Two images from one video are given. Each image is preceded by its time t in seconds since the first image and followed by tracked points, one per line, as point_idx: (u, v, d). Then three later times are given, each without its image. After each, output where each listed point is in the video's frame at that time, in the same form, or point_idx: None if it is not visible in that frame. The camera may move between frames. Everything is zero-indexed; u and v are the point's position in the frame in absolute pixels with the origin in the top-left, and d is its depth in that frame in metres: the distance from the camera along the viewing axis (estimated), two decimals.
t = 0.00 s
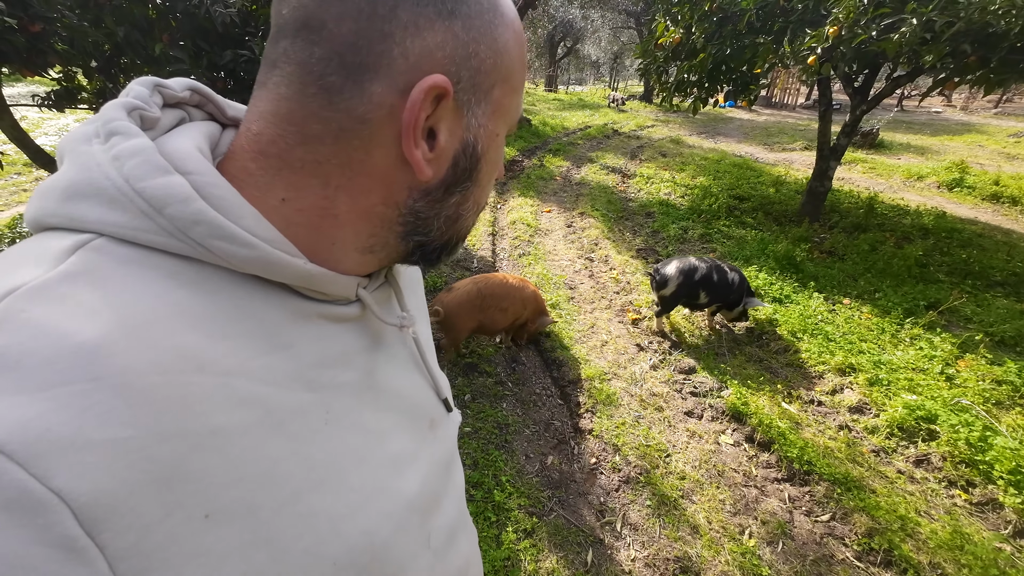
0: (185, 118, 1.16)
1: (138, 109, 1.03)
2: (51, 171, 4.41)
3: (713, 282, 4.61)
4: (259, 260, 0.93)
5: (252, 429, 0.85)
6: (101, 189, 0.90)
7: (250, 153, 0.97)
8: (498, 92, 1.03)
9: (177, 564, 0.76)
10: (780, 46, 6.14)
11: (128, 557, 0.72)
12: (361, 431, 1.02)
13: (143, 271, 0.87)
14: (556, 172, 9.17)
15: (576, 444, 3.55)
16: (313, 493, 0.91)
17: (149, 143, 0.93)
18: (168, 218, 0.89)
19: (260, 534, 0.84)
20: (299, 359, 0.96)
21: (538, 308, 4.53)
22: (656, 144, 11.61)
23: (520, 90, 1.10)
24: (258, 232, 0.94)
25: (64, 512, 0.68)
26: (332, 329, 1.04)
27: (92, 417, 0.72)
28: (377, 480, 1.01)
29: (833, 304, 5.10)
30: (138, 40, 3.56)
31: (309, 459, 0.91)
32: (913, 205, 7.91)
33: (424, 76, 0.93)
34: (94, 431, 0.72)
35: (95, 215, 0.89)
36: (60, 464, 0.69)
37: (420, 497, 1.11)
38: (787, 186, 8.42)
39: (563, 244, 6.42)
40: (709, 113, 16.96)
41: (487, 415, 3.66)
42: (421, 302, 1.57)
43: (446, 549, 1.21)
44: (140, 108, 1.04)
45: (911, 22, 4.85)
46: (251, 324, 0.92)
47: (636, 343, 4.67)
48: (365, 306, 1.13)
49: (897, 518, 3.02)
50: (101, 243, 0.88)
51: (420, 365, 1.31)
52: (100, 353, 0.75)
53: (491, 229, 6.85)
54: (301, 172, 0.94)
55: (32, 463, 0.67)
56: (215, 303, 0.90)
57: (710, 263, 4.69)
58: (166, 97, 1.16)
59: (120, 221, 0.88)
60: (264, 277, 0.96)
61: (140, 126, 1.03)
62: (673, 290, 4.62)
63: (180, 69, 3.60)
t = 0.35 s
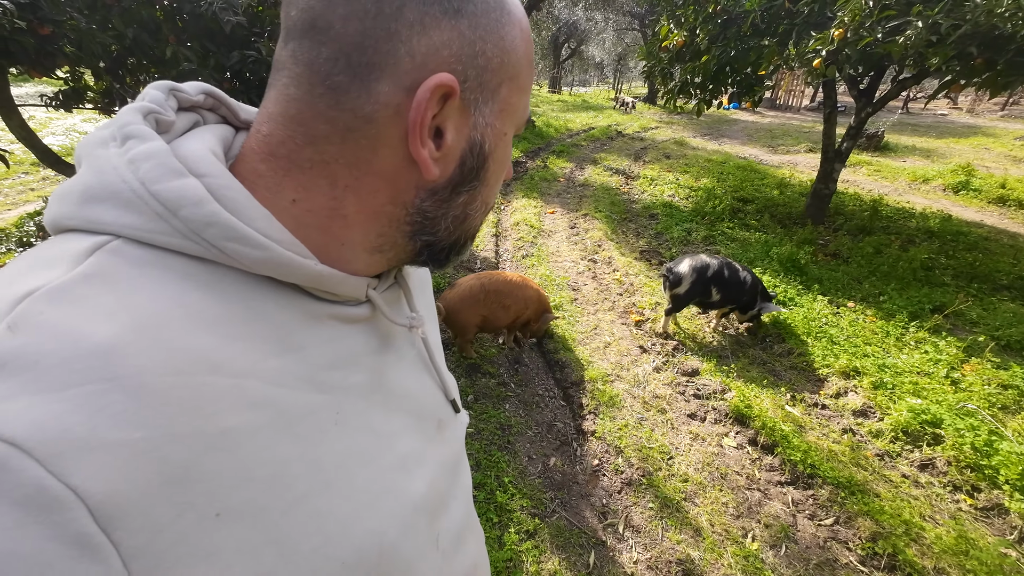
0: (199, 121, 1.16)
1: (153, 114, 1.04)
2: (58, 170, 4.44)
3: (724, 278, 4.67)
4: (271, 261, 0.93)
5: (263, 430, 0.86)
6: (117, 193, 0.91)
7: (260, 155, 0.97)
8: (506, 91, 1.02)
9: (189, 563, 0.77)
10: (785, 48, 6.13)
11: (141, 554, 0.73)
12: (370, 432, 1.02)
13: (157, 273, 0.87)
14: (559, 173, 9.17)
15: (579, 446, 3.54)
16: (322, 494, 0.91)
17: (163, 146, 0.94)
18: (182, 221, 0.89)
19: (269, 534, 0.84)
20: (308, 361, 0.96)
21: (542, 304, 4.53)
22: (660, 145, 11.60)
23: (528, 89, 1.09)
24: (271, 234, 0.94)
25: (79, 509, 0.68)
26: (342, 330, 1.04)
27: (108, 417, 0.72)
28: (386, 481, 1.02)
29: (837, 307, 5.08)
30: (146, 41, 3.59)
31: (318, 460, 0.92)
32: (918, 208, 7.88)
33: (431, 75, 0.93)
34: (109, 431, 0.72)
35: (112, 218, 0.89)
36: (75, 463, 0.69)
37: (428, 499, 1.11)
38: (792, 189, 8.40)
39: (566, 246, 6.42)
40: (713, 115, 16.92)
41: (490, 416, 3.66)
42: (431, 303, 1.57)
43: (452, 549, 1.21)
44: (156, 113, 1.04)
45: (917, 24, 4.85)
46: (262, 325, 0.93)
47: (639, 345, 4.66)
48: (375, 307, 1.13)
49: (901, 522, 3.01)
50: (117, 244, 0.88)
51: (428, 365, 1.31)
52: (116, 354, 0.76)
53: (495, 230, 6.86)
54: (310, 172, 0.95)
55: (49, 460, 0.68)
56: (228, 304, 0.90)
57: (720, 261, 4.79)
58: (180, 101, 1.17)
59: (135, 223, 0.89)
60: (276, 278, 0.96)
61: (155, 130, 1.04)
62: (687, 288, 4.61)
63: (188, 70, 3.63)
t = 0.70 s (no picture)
0: (211, 114, 1.15)
1: (165, 106, 1.03)
2: (62, 170, 4.46)
3: (731, 279, 4.69)
4: (279, 255, 0.93)
5: (266, 422, 0.86)
6: (127, 183, 0.90)
7: (268, 148, 0.97)
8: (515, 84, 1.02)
9: (191, 553, 0.76)
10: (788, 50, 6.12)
11: (145, 543, 0.72)
12: (372, 428, 1.02)
13: (164, 264, 0.87)
14: (561, 174, 9.17)
15: (579, 447, 3.53)
16: (324, 487, 0.91)
17: (174, 137, 0.93)
18: (191, 212, 0.88)
19: (271, 526, 0.84)
20: (313, 355, 0.96)
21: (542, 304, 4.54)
22: (662, 147, 11.59)
23: (537, 82, 1.09)
24: (278, 227, 0.93)
25: (84, 496, 0.68)
26: (347, 325, 1.04)
27: (113, 405, 0.72)
28: (387, 477, 1.01)
29: (839, 309, 5.07)
30: (149, 40, 3.60)
31: (320, 453, 0.91)
32: (920, 210, 7.85)
33: (438, 67, 0.92)
34: (114, 419, 0.72)
35: (121, 208, 0.89)
36: (80, 449, 0.69)
37: (429, 496, 1.11)
38: (794, 190, 8.38)
39: (568, 247, 6.41)
40: (715, 117, 16.92)
41: (491, 416, 3.65)
42: (437, 300, 1.56)
43: (453, 546, 1.20)
44: (168, 104, 1.04)
45: (920, 25, 4.85)
46: (266, 319, 0.92)
47: (640, 346, 4.64)
48: (381, 303, 1.13)
49: (904, 525, 2.99)
50: (126, 235, 0.87)
51: (432, 362, 1.31)
52: (123, 343, 0.76)
53: (496, 230, 6.86)
54: (317, 165, 0.95)
55: (55, 446, 0.67)
56: (234, 297, 0.90)
57: (727, 261, 4.82)
58: (193, 93, 1.16)
59: (143, 213, 0.88)
60: (283, 271, 0.95)
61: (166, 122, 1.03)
62: (697, 289, 4.62)
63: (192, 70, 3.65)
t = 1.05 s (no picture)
0: (242, 121, 1.17)
1: (201, 114, 1.05)
2: (66, 170, 4.47)
3: (735, 281, 4.74)
4: (309, 259, 0.95)
5: (294, 421, 0.87)
6: (165, 189, 0.93)
7: (296, 156, 0.98)
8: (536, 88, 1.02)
9: (225, 547, 0.77)
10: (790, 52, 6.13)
11: (182, 536, 0.73)
12: (394, 428, 1.03)
13: (199, 266, 0.89)
14: (563, 176, 9.18)
15: (584, 448, 3.54)
16: (349, 486, 0.91)
17: (210, 146, 0.96)
18: (225, 217, 0.91)
19: (299, 523, 0.84)
20: (338, 357, 0.97)
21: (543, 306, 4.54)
22: (663, 148, 11.60)
23: (558, 83, 1.09)
24: (307, 232, 0.96)
25: (127, 489, 0.69)
26: (370, 326, 1.05)
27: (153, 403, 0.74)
28: (409, 477, 1.02)
29: (842, 311, 5.08)
30: (155, 43, 3.63)
31: (345, 453, 0.92)
32: (921, 211, 7.87)
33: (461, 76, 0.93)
34: (153, 417, 0.74)
35: (159, 213, 0.92)
36: (122, 445, 0.70)
37: (449, 497, 1.11)
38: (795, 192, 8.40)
39: (570, 248, 6.42)
40: (716, 118, 16.95)
41: (496, 418, 3.65)
42: (456, 302, 1.57)
43: (471, 547, 1.21)
44: (203, 113, 1.05)
45: (922, 28, 4.87)
46: (293, 321, 0.94)
47: (643, 347, 4.65)
48: (402, 305, 1.14)
49: (909, 527, 2.99)
50: (164, 239, 0.91)
51: (451, 364, 1.32)
52: (162, 343, 0.78)
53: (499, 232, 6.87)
54: (345, 175, 0.96)
55: (102, 443, 0.69)
56: (264, 298, 0.92)
57: (732, 264, 4.86)
58: (226, 103, 1.17)
59: (182, 219, 0.91)
60: (312, 274, 0.98)
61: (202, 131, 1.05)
62: (705, 291, 4.65)
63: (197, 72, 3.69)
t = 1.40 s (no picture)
0: (258, 125, 1.24)
1: (217, 116, 1.11)
2: (64, 172, 4.47)
3: (737, 284, 4.76)
4: (314, 247, 1.00)
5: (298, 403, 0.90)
6: (181, 182, 0.97)
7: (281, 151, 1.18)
8: (420, 43, 0.96)
9: (228, 517, 0.79)
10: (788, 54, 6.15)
11: (188, 503, 0.75)
12: (397, 417, 1.05)
13: (211, 254, 0.92)
14: (562, 176, 9.20)
15: (584, 448, 3.55)
16: (350, 469, 0.93)
17: (221, 142, 1.01)
18: (234, 207, 0.95)
19: (299, 500, 0.86)
20: (342, 345, 1.01)
21: (544, 308, 4.63)
22: (662, 149, 11.62)
23: (468, 33, 0.98)
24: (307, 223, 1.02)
25: (138, 454, 0.72)
26: (375, 317, 1.11)
27: (164, 376, 0.77)
28: (412, 465, 1.04)
29: (840, 311, 5.10)
30: (154, 45, 3.69)
31: (347, 437, 0.95)
32: (919, 212, 7.90)
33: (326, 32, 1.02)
34: (164, 389, 0.76)
35: (176, 205, 0.96)
36: (135, 413, 0.73)
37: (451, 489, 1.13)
38: (793, 192, 8.42)
39: (569, 249, 6.43)
40: (714, 119, 16.99)
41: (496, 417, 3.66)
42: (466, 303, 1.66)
43: (472, 540, 1.22)
44: (220, 114, 1.12)
45: (920, 30, 4.89)
46: (299, 309, 0.98)
47: (643, 347, 4.66)
48: (406, 296, 1.22)
49: (907, 525, 3.01)
50: (180, 229, 0.94)
51: (456, 360, 1.37)
52: (175, 322, 0.81)
53: (498, 232, 6.88)
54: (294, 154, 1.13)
55: (115, 409, 0.72)
56: (272, 286, 0.96)
57: (735, 267, 4.89)
58: (241, 106, 1.23)
59: (195, 209, 0.95)
60: (316, 263, 1.02)
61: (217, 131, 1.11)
62: (704, 292, 4.66)
63: (197, 75, 3.82)
